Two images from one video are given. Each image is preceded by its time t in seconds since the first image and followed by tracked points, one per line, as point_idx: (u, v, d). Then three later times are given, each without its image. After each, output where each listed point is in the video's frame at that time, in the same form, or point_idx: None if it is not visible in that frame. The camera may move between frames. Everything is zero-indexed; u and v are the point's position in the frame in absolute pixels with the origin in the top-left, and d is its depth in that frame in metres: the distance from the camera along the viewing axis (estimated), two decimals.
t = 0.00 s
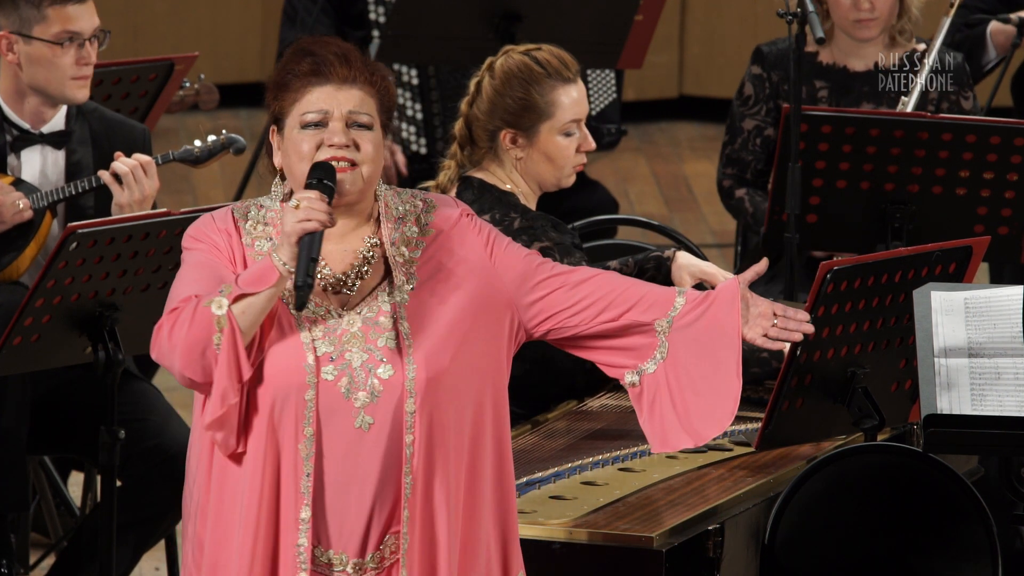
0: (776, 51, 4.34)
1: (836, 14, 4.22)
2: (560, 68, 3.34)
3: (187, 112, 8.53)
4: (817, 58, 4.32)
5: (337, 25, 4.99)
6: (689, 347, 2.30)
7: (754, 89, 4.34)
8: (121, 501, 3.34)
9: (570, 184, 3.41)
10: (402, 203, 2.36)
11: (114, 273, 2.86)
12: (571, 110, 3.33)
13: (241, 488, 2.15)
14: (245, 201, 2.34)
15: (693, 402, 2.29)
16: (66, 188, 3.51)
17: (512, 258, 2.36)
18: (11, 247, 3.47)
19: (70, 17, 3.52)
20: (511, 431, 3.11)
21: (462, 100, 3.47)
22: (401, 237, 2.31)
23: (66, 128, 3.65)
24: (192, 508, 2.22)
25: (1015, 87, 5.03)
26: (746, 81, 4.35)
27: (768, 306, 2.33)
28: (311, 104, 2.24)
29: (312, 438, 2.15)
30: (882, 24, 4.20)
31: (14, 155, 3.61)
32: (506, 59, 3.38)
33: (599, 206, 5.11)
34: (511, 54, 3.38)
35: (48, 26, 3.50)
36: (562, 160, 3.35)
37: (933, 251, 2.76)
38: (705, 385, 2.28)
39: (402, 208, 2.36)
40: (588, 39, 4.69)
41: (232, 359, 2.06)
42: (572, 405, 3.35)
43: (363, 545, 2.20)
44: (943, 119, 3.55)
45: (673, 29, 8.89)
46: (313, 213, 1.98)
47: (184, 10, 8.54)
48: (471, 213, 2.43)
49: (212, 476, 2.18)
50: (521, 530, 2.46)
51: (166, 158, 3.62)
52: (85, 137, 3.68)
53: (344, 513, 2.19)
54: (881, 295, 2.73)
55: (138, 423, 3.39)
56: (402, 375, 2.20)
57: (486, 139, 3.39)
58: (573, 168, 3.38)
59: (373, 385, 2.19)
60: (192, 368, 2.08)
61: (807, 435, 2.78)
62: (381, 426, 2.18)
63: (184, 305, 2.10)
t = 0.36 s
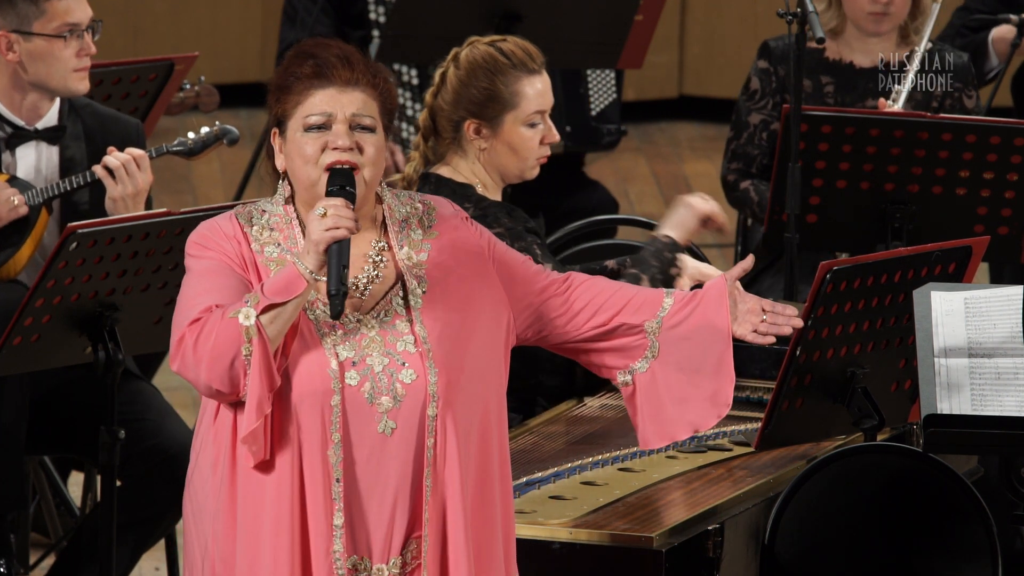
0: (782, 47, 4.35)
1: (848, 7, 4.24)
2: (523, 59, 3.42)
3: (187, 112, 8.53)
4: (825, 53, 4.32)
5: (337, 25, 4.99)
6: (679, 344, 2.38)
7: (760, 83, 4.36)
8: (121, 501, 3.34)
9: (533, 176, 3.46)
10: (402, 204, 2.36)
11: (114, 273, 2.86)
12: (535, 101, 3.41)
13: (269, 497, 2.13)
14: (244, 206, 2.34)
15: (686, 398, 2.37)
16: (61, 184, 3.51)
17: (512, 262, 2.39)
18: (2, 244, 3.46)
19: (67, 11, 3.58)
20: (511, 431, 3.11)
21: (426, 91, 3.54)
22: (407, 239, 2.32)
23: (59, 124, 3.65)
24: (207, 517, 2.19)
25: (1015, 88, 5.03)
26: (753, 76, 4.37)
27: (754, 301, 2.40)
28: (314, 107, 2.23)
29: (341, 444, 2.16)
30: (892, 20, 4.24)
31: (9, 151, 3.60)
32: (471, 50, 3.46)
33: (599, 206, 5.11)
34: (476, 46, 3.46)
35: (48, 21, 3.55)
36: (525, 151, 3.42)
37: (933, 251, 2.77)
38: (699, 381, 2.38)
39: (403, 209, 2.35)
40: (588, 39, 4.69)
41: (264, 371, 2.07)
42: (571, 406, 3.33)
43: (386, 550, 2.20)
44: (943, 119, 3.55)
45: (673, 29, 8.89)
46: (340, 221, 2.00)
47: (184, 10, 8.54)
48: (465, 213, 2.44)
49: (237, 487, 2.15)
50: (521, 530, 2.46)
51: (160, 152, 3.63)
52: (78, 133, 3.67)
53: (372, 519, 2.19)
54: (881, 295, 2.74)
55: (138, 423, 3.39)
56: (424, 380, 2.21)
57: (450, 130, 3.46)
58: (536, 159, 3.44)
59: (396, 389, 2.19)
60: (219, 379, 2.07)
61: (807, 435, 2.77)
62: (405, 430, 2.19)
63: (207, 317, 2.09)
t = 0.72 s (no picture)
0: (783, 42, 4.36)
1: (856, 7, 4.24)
2: (502, 56, 3.42)
3: (187, 112, 8.53)
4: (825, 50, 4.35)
5: (337, 24, 4.99)
6: (688, 331, 2.37)
7: (756, 74, 4.36)
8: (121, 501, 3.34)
9: (514, 173, 3.46)
10: (405, 205, 2.37)
11: (114, 273, 2.86)
12: (515, 97, 3.41)
13: (274, 498, 2.14)
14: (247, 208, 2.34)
15: (697, 384, 2.36)
16: (59, 184, 3.52)
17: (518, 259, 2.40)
18: (3, 243, 3.47)
19: (67, 12, 3.58)
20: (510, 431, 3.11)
21: (406, 89, 3.54)
22: (410, 240, 2.33)
23: (58, 123, 3.65)
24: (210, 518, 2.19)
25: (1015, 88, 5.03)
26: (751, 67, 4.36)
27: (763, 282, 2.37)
28: (318, 102, 2.23)
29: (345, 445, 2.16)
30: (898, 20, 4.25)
31: (8, 150, 3.59)
32: (449, 48, 3.46)
33: (599, 206, 5.11)
34: (455, 43, 3.46)
35: (49, 21, 3.56)
36: (504, 147, 3.42)
37: (933, 251, 2.77)
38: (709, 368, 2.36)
39: (406, 210, 2.36)
40: (588, 39, 4.69)
41: (272, 371, 2.07)
42: (571, 405, 3.33)
43: (392, 551, 2.20)
44: (943, 119, 3.55)
45: (672, 29, 8.89)
46: (349, 219, 2.00)
47: (184, 10, 8.55)
48: (469, 212, 2.44)
49: (242, 487, 2.16)
50: (522, 530, 2.47)
51: (159, 151, 3.62)
52: (77, 132, 3.67)
53: (377, 521, 2.19)
54: (881, 295, 2.74)
55: (138, 423, 3.40)
56: (429, 380, 2.20)
57: (430, 128, 3.46)
58: (515, 156, 3.44)
59: (401, 391, 2.19)
60: (227, 379, 2.07)
61: (806, 435, 2.77)
62: (409, 432, 2.19)
63: (214, 317, 2.09)
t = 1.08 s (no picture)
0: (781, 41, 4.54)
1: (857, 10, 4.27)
2: (528, 60, 3.42)
3: (188, 112, 8.54)
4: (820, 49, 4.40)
5: (338, 24, 4.99)
6: (689, 314, 2.36)
7: (751, 70, 4.58)
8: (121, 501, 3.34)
9: (544, 177, 3.46)
10: (403, 204, 2.36)
11: (114, 273, 2.86)
12: (542, 101, 3.41)
13: (272, 496, 2.14)
14: (244, 208, 2.34)
15: (701, 367, 2.35)
16: (63, 186, 3.53)
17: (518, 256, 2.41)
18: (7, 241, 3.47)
19: (73, 15, 3.57)
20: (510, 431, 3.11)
21: (433, 97, 3.53)
22: (408, 238, 2.32)
23: (63, 126, 3.64)
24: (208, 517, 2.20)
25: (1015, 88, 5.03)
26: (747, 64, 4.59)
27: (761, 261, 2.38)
28: (316, 105, 2.23)
29: (341, 443, 2.16)
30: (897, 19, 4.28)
31: (12, 153, 3.61)
32: (474, 54, 3.46)
33: (599, 206, 5.11)
34: (480, 49, 3.46)
35: (55, 25, 3.54)
36: (533, 152, 3.41)
37: (933, 251, 2.76)
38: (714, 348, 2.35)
39: (404, 210, 2.36)
40: (588, 39, 4.69)
41: (267, 370, 2.07)
42: (571, 405, 3.33)
43: (389, 548, 2.19)
44: (944, 119, 3.55)
45: (672, 29, 8.89)
46: (344, 218, 2.01)
47: (184, 10, 8.55)
48: (469, 211, 2.45)
49: (239, 487, 2.16)
50: (522, 530, 2.47)
51: (162, 155, 3.62)
52: (81, 134, 3.68)
53: (375, 519, 2.18)
54: (882, 295, 2.74)
55: (138, 423, 3.40)
56: (426, 379, 2.21)
57: (458, 134, 3.44)
58: (545, 159, 3.44)
59: (397, 388, 2.19)
60: (222, 378, 2.08)
61: (806, 435, 2.77)
62: (406, 430, 2.19)
63: (209, 316, 2.09)
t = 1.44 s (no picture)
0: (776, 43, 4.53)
1: (852, 11, 4.28)
2: (549, 66, 3.35)
3: (188, 112, 8.53)
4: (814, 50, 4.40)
5: (338, 24, 4.99)
6: (683, 324, 2.35)
7: (746, 72, 4.58)
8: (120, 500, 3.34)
9: (562, 182, 3.40)
10: (401, 205, 2.36)
11: (114, 273, 2.86)
12: (562, 107, 3.34)
13: (264, 497, 2.14)
14: (240, 207, 2.34)
15: (694, 377, 2.33)
16: (67, 189, 3.52)
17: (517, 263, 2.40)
18: (10, 246, 3.46)
19: (80, 19, 3.55)
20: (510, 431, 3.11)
21: (453, 99, 3.48)
22: (403, 240, 2.32)
23: (69, 128, 3.63)
24: (200, 516, 2.19)
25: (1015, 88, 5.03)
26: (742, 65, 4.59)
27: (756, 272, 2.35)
28: (311, 108, 2.23)
29: (332, 443, 2.16)
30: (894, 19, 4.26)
31: (17, 154, 3.61)
32: (495, 58, 3.39)
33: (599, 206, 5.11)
34: (501, 53, 3.40)
35: (64, 29, 3.53)
36: (552, 157, 3.35)
37: (933, 251, 2.77)
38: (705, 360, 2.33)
39: (401, 210, 2.36)
40: (588, 39, 4.69)
41: (259, 370, 2.07)
42: (572, 405, 3.33)
43: (381, 549, 2.20)
44: (944, 119, 3.55)
45: (672, 28, 8.89)
46: (336, 221, 2.01)
47: (184, 10, 8.55)
48: (467, 214, 2.44)
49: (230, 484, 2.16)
50: (521, 530, 2.47)
51: (168, 160, 3.62)
52: (88, 137, 3.67)
53: (367, 518, 2.18)
54: (882, 295, 2.74)
55: (138, 423, 3.39)
56: (418, 380, 2.20)
57: (477, 138, 3.39)
58: (564, 165, 3.38)
59: (389, 388, 2.19)
60: (214, 379, 2.08)
61: (806, 435, 2.77)
62: (399, 429, 2.19)
63: (201, 317, 2.09)
